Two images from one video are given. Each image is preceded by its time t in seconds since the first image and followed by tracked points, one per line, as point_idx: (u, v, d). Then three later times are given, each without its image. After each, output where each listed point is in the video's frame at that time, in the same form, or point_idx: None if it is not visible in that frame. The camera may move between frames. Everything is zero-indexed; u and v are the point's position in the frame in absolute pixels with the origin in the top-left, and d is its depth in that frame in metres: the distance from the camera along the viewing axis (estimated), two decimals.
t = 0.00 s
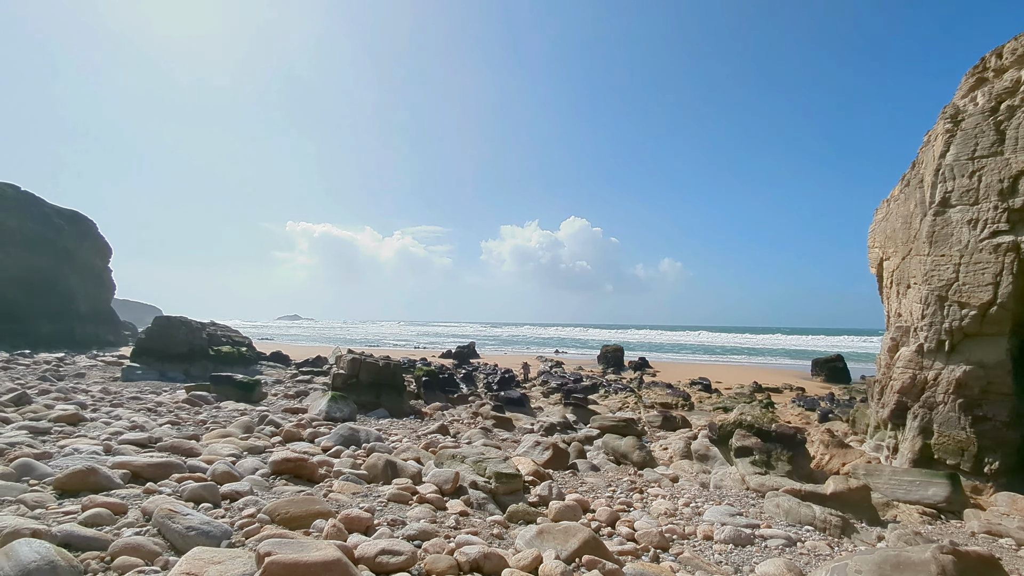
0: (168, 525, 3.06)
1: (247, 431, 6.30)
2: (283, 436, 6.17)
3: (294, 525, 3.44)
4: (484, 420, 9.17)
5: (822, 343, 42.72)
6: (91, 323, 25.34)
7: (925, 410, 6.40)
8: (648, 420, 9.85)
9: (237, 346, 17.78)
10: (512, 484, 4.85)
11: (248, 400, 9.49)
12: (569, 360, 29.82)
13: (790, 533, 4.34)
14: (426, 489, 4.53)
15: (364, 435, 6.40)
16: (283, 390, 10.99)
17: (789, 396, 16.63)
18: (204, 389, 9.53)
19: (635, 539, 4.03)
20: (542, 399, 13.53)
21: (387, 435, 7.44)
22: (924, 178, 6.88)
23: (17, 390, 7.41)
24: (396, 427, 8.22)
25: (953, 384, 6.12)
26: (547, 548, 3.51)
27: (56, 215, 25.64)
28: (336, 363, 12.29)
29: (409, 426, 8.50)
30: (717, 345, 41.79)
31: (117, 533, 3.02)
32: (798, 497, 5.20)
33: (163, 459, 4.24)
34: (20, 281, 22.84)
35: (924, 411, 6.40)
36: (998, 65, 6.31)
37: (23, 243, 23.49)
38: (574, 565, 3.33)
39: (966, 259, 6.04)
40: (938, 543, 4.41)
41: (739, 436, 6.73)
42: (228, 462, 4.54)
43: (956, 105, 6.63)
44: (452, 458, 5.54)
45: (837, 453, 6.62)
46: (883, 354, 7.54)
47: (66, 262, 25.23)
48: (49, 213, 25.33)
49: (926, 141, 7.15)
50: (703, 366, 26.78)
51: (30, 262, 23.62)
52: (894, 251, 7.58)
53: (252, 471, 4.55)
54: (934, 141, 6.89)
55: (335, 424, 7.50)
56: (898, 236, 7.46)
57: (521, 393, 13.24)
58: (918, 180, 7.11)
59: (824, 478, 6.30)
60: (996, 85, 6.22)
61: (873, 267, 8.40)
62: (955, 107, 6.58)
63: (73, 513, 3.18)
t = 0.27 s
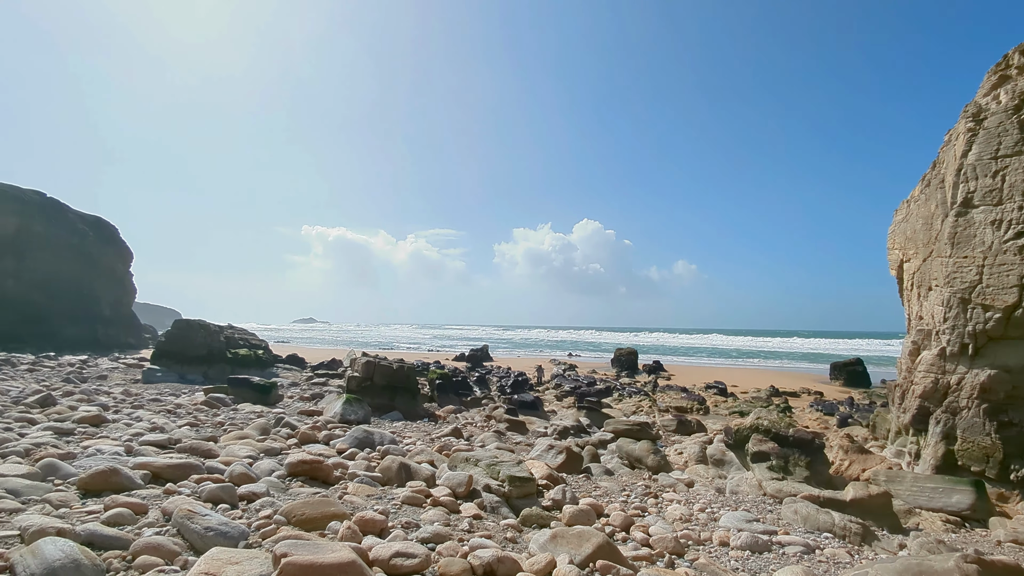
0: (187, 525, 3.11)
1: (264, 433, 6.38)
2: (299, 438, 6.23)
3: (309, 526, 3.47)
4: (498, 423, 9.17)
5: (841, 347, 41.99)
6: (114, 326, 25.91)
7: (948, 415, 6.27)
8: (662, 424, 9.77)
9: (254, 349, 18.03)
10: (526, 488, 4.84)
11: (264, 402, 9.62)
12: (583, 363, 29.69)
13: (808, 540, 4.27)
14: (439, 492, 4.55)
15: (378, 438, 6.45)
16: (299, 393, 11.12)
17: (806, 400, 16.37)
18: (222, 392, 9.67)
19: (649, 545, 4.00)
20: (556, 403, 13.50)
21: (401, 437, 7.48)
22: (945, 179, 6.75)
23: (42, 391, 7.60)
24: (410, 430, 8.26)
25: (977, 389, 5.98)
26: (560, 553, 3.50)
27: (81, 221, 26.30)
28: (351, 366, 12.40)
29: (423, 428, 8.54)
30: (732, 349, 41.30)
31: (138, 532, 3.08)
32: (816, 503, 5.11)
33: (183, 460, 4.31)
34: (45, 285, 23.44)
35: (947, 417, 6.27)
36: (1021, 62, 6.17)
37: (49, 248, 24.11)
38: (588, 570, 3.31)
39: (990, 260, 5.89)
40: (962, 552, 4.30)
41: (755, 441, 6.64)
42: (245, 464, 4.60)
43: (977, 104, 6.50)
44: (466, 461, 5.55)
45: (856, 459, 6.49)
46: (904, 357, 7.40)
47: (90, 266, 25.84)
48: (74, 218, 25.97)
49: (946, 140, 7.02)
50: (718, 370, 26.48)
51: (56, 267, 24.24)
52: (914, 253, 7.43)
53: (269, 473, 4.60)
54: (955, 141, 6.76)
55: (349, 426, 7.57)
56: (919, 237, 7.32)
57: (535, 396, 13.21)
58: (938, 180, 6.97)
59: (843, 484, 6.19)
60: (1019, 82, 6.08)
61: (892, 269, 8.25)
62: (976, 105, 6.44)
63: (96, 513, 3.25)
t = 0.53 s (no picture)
0: (207, 524, 3.16)
1: (281, 434, 6.47)
2: (316, 439, 6.30)
3: (326, 526, 3.50)
4: (512, 425, 9.17)
5: (862, 348, 41.18)
6: (136, 328, 26.48)
7: (974, 418, 6.07)
8: (678, 426, 9.68)
9: (272, 351, 18.29)
10: (540, 490, 4.83)
11: (281, 403, 9.75)
12: (597, 365, 29.56)
13: (829, 546, 4.20)
14: (454, 493, 4.56)
15: (394, 439, 6.49)
16: (316, 394, 11.24)
17: (826, 403, 16.09)
18: (240, 392, 9.82)
19: (666, 548, 3.96)
20: (570, 404, 13.45)
21: (416, 438, 7.52)
22: (969, 176, 6.59)
23: (67, 392, 7.78)
24: (425, 431, 8.30)
25: (1004, 392, 5.81)
26: (576, 555, 3.48)
27: (104, 226, 26.96)
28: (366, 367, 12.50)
29: (438, 430, 8.57)
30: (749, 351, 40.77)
31: (160, 530, 3.14)
32: (836, 508, 5.03)
33: (203, 460, 4.38)
34: (71, 288, 24.03)
35: (973, 420, 6.07)
36: None
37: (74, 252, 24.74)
38: (604, 573, 3.29)
39: (1017, 260, 5.74)
40: (989, 559, 4.19)
41: (773, 444, 6.55)
42: (263, 464, 4.66)
43: (1002, 99, 6.34)
44: (480, 463, 5.56)
45: (878, 463, 6.34)
46: (927, 359, 7.23)
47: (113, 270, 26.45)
48: (97, 223, 26.61)
49: (970, 137, 6.85)
50: (735, 372, 26.16)
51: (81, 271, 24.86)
52: (937, 252, 7.27)
53: (286, 473, 4.66)
54: (979, 137, 6.60)
55: (365, 427, 7.62)
56: (942, 236, 7.15)
57: (549, 398, 13.19)
58: (962, 178, 6.81)
59: (864, 488, 6.07)
60: None
61: (914, 269, 8.08)
62: (1001, 101, 6.28)
63: (120, 511, 3.32)
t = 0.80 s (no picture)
0: (227, 521, 3.21)
1: (298, 433, 6.54)
2: (332, 438, 6.36)
3: (342, 524, 3.54)
4: (526, 425, 9.16)
5: (882, 348, 40.39)
6: (157, 328, 27.02)
7: (1000, 420, 5.87)
8: (694, 427, 9.60)
9: (288, 351, 18.53)
10: (555, 490, 4.82)
11: (298, 402, 9.86)
12: (611, 365, 29.40)
13: (849, 549, 4.12)
14: (469, 492, 4.57)
15: (408, 438, 6.52)
16: (331, 393, 11.35)
17: (845, 404, 15.81)
18: (258, 392, 9.95)
19: (682, 550, 3.93)
20: (584, 404, 13.41)
21: (431, 438, 7.55)
22: (994, 172, 6.43)
23: (91, 390, 7.96)
24: (439, 430, 8.34)
25: None
26: (591, 556, 3.46)
27: (126, 228, 27.57)
28: (381, 367, 12.60)
29: (452, 429, 8.60)
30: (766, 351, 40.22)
31: (181, 527, 3.20)
32: (857, 511, 4.94)
33: (222, 458, 4.45)
34: (95, 289, 24.59)
35: (998, 422, 5.87)
36: None
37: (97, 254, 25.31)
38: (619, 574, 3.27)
39: None
40: (1017, 565, 4.08)
41: (791, 445, 6.45)
42: (281, 462, 4.72)
43: None
44: (495, 462, 5.57)
45: (900, 465, 6.19)
46: (952, 359, 7.06)
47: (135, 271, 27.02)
48: (120, 225, 27.23)
49: (995, 131, 6.68)
50: (752, 372, 25.82)
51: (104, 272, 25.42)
52: (961, 250, 7.10)
53: (303, 471, 4.71)
54: (1005, 132, 6.43)
55: (380, 427, 7.68)
56: (966, 233, 6.98)
57: (563, 398, 13.16)
58: (987, 173, 6.64)
59: (886, 491, 5.95)
60: None
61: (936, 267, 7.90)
62: None
63: (142, 507, 3.38)
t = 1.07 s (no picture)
0: (245, 517, 3.26)
1: (314, 430, 6.61)
2: (347, 436, 6.41)
3: (358, 521, 3.57)
4: (539, 423, 9.16)
5: (902, 347, 39.63)
6: (176, 327, 27.52)
7: None
8: (709, 426, 9.51)
9: (304, 349, 18.74)
10: (569, 489, 4.81)
11: (314, 400, 9.97)
12: (625, 363, 29.23)
13: (869, 551, 4.05)
14: (483, 490, 4.58)
15: (423, 436, 6.56)
16: (346, 391, 11.46)
17: (865, 403, 15.53)
18: (274, 390, 10.08)
19: (697, 550, 3.89)
20: (598, 403, 13.36)
21: (444, 436, 7.58)
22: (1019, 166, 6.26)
23: (113, 388, 8.13)
24: (453, 429, 8.37)
25: None
26: (605, 555, 3.45)
27: (146, 229, 28.10)
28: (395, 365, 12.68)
29: (465, 427, 8.63)
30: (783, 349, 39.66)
31: (201, 522, 3.26)
32: (876, 512, 4.85)
33: (240, 455, 4.52)
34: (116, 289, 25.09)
35: None
36: None
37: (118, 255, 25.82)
38: (634, 574, 3.26)
39: None
40: None
41: (809, 445, 6.36)
42: (297, 460, 4.78)
43: None
44: (508, 461, 5.57)
45: (921, 466, 6.06)
46: (976, 358, 6.89)
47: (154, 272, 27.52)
48: (140, 226, 27.77)
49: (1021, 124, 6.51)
50: (768, 371, 25.47)
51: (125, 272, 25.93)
52: (985, 246, 6.94)
53: (319, 468, 4.76)
54: None
55: (394, 425, 7.73)
56: (990, 229, 6.82)
57: (577, 396, 13.12)
58: (1011, 168, 6.48)
59: (907, 493, 5.83)
60: None
61: (959, 263, 7.72)
62: None
63: (163, 503, 3.45)
